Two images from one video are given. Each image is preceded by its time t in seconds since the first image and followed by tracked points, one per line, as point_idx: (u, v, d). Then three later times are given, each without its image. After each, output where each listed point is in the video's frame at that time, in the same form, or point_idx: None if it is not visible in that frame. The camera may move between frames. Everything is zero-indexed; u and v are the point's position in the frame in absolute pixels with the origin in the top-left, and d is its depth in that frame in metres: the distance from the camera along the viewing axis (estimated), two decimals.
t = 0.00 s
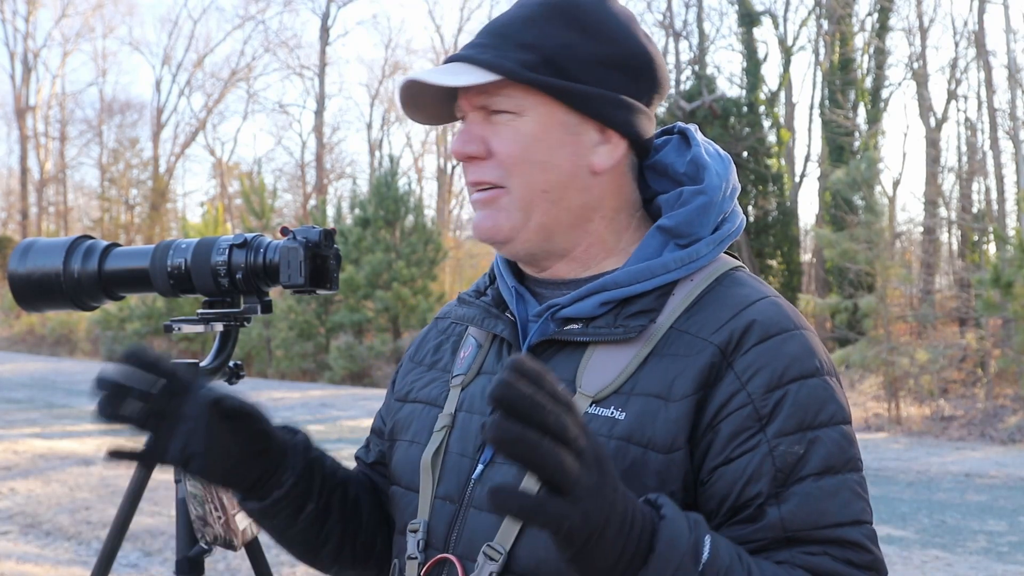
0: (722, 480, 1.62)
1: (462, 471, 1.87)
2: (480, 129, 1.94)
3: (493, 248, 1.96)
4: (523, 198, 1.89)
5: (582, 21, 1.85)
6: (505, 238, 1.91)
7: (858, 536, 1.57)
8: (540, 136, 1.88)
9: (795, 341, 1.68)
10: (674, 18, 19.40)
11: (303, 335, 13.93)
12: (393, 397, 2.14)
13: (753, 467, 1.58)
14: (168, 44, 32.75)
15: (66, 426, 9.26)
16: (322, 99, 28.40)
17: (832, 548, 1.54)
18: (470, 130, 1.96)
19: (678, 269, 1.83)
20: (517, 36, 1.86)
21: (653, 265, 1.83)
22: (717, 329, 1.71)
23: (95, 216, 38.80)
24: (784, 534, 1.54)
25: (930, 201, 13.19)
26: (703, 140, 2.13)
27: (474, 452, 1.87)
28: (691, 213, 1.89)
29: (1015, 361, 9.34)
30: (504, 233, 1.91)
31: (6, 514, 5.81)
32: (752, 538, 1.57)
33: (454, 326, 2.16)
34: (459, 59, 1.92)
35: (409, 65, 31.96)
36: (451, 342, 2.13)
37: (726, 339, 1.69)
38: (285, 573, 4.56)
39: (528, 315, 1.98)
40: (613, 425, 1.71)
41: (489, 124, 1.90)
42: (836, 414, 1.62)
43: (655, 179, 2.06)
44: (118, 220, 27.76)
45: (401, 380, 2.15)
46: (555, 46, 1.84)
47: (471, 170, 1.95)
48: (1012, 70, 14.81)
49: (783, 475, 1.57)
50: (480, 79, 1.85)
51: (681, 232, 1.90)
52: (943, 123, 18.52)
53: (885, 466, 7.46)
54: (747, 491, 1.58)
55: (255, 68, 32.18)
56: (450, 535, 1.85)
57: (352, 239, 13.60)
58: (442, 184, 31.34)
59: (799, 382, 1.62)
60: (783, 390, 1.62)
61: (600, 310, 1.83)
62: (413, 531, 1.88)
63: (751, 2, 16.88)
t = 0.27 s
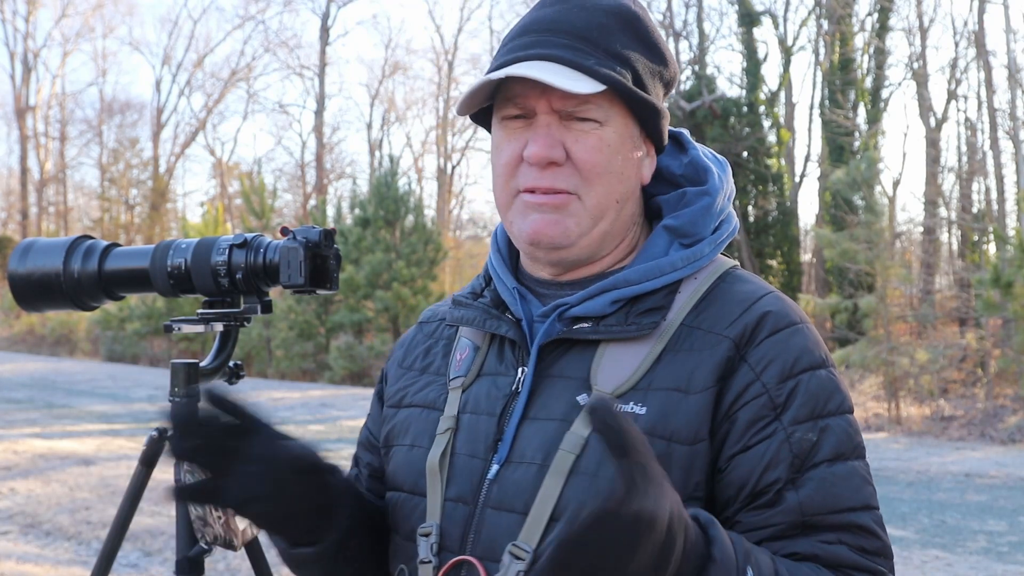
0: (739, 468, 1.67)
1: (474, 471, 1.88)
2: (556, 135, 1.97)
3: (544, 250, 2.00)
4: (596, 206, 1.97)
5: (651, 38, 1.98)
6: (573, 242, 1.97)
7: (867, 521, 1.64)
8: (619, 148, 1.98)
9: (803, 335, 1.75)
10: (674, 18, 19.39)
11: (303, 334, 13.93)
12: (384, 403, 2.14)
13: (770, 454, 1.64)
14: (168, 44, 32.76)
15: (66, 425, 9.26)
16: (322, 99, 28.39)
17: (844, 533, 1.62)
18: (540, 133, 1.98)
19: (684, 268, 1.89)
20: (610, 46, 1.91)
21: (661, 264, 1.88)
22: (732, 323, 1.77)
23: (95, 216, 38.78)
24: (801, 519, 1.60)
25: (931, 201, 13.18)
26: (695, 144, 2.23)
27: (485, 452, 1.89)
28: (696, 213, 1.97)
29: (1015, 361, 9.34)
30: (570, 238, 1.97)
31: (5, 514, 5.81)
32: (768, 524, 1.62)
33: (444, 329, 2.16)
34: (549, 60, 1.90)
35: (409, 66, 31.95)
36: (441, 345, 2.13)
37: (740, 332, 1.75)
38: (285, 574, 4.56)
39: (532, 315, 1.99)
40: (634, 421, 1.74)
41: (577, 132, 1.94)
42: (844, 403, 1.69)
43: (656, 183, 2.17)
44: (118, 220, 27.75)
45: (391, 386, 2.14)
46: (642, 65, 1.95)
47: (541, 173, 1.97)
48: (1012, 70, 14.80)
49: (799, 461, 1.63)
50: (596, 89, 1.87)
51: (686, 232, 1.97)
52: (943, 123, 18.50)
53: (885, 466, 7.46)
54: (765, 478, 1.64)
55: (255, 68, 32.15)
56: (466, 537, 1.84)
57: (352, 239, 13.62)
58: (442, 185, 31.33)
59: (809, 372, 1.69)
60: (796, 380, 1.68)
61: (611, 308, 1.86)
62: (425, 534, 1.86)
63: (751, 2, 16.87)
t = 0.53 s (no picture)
0: (745, 458, 1.75)
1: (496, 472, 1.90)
2: (572, 138, 1.98)
3: (559, 253, 2.01)
4: (611, 208, 1.98)
5: (657, 41, 2.00)
6: (587, 245, 1.98)
7: (857, 508, 1.68)
8: (632, 150, 2.00)
9: (807, 331, 1.82)
10: (673, 18, 19.38)
11: (303, 335, 13.92)
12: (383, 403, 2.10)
13: (776, 443, 1.72)
14: (168, 44, 32.75)
15: (66, 425, 9.27)
16: (322, 99, 28.38)
17: (829, 519, 1.68)
18: (555, 137, 1.99)
19: (697, 269, 1.94)
20: (620, 49, 1.92)
21: (676, 264, 1.92)
22: (745, 318, 1.84)
23: (95, 216, 38.74)
24: (793, 507, 1.69)
25: (931, 201, 13.16)
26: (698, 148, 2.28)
27: (508, 452, 1.91)
28: (708, 215, 2.02)
29: (1015, 361, 9.34)
30: (587, 241, 1.98)
31: (5, 514, 5.80)
32: (762, 512, 1.72)
33: (442, 326, 2.14)
34: (565, 63, 1.90)
35: (409, 66, 31.94)
36: (441, 344, 2.11)
37: (755, 327, 1.82)
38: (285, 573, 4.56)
39: (545, 315, 2.00)
40: (662, 416, 1.78)
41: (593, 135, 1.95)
42: (844, 395, 1.76)
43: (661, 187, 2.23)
44: (118, 220, 27.73)
45: (390, 384, 2.11)
46: (652, 68, 1.98)
47: (558, 176, 1.97)
48: (1012, 70, 14.79)
49: (800, 450, 1.71)
50: (613, 92, 1.88)
51: (696, 234, 2.02)
52: (943, 123, 18.48)
53: (886, 467, 7.45)
54: (768, 467, 1.72)
55: (255, 68, 32.13)
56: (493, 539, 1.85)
57: (352, 239, 13.63)
58: (442, 185, 31.30)
59: (815, 366, 1.77)
60: (802, 373, 1.76)
61: (629, 307, 1.90)
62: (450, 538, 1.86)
63: (751, 2, 16.85)
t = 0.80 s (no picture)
0: (749, 452, 1.76)
1: (506, 474, 1.91)
2: (581, 135, 1.98)
3: (567, 253, 2.00)
4: (618, 205, 1.99)
5: (659, 41, 2.02)
6: (595, 244, 1.98)
7: (856, 495, 1.68)
8: (639, 148, 2.01)
9: (808, 324, 1.83)
10: (674, 18, 19.38)
11: (303, 335, 13.93)
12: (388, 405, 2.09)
13: (778, 436, 1.73)
14: (168, 44, 32.75)
15: (66, 426, 9.27)
16: (322, 99, 28.38)
17: (825, 509, 1.68)
18: (565, 134, 1.99)
19: (699, 267, 1.94)
20: (627, 47, 1.93)
21: (679, 264, 1.93)
22: (749, 314, 1.85)
23: (95, 216, 38.74)
24: (793, 500, 1.70)
25: (931, 201, 13.16)
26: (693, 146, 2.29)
27: (517, 454, 1.91)
28: (710, 214, 2.03)
29: (1015, 361, 9.34)
30: (595, 240, 1.98)
31: (5, 514, 5.80)
32: (764, 505, 1.73)
33: (443, 328, 2.14)
34: (576, 59, 1.90)
35: (409, 66, 31.94)
36: (443, 345, 2.10)
37: (758, 322, 1.83)
38: (285, 573, 4.56)
39: (550, 316, 2.00)
40: (672, 415, 1.79)
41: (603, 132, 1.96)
42: (844, 386, 1.76)
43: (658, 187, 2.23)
44: (118, 220, 27.72)
45: (394, 387, 2.10)
46: (657, 67, 1.99)
47: (567, 173, 1.97)
48: (1012, 70, 14.80)
49: (804, 442, 1.72)
50: (625, 89, 1.89)
51: (697, 233, 2.02)
52: (943, 123, 18.48)
53: (885, 466, 7.46)
54: (771, 460, 1.74)
55: (255, 68, 32.12)
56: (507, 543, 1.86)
57: (352, 239, 13.64)
58: (442, 185, 31.31)
59: (816, 359, 1.78)
60: (803, 366, 1.76)
61: (634, 308, 1.90)
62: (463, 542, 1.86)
63: (751, 2, 16.85)
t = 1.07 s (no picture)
0: (750, 455, 1.76)
1: (506, 477, 1.91)
2: (580, 141, 1.98)
3: (569, 258, 2.01)
4: (619, 210, 1.99)
5: (656, 42, 2.02)
6: (596, 248, 1.99)
7: (856, 499, 1.68)
8: (639, 151, 2.01)
9: (810, 326, 1.83)
10: (673, 18, 19.38)
11: (303, 334, 13.93)
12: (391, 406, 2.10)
13: (780, 441, 1.73)
14: (168, 44, 32.74)
15: (66, 426, 9.27)
16: (322, 99, 28.37)
17: (825, 514, 1.68)
18: (564, 139, 1.99)
19: (701, 269, 1.94)
20: (625, 50, 1.93)
21: (681, 265, 1.92)
22: (750, 315, 1.85)
23: (95, 216, 38.73)
24: (793, 505, 1.70)
25: (931, 201, 13.15)
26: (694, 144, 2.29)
27: (518, 456, 1.91)
28: (712, 215, 2.02)
29: (1015, 361, 9.34)
30: (596, 245, 1.99)
31: (5, 514, 5.80)
32: (765, 511, 1.74)
33: (446, 330, 2.13)
34: (574, 64, 1.89)
35: (408, 66, 31.94)
36: (445, 347, 2.10)
37: (760, 324, 1.82)
38: (284, 573, 4.56)
39: (551, 317, 1.99)
40: (673, 417, 1.79)
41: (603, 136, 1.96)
42: (847, 388, 1.76)
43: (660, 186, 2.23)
44: (118, 220, 27.72)
45: (397, 389, 2.10)
46: (655, 69, 1.99)
47: (567, 178, 1.97)
48: (1012, 70, 14.81)
49: (804, 446, 1.72)
50: (623, 93, 1.89)
51: (698, 234, 2.02)
52: (943, 123, 18.49)
53: (885, 466, 7.46)
54: (772, 465, 1.74)
55: (255, 68, 32.10)
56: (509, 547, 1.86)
57: (352, 239, 13.64)
58: (443, 185, 31.31)
59: (818, 362, 1.77)
60: (805, 369, 1.77)
61: (635, 309, 1.90)
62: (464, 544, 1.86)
63: (751, 2, 16.85)
